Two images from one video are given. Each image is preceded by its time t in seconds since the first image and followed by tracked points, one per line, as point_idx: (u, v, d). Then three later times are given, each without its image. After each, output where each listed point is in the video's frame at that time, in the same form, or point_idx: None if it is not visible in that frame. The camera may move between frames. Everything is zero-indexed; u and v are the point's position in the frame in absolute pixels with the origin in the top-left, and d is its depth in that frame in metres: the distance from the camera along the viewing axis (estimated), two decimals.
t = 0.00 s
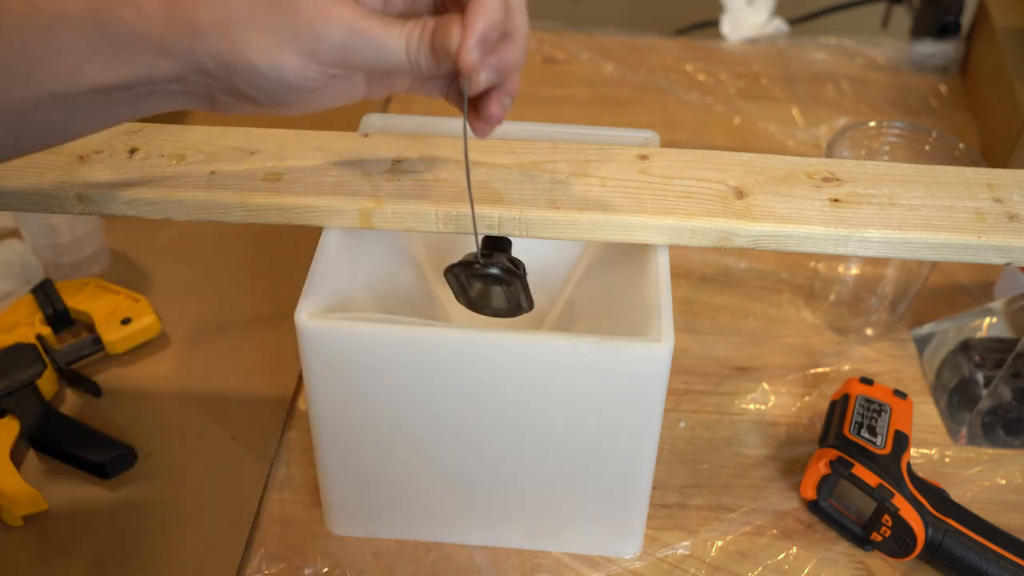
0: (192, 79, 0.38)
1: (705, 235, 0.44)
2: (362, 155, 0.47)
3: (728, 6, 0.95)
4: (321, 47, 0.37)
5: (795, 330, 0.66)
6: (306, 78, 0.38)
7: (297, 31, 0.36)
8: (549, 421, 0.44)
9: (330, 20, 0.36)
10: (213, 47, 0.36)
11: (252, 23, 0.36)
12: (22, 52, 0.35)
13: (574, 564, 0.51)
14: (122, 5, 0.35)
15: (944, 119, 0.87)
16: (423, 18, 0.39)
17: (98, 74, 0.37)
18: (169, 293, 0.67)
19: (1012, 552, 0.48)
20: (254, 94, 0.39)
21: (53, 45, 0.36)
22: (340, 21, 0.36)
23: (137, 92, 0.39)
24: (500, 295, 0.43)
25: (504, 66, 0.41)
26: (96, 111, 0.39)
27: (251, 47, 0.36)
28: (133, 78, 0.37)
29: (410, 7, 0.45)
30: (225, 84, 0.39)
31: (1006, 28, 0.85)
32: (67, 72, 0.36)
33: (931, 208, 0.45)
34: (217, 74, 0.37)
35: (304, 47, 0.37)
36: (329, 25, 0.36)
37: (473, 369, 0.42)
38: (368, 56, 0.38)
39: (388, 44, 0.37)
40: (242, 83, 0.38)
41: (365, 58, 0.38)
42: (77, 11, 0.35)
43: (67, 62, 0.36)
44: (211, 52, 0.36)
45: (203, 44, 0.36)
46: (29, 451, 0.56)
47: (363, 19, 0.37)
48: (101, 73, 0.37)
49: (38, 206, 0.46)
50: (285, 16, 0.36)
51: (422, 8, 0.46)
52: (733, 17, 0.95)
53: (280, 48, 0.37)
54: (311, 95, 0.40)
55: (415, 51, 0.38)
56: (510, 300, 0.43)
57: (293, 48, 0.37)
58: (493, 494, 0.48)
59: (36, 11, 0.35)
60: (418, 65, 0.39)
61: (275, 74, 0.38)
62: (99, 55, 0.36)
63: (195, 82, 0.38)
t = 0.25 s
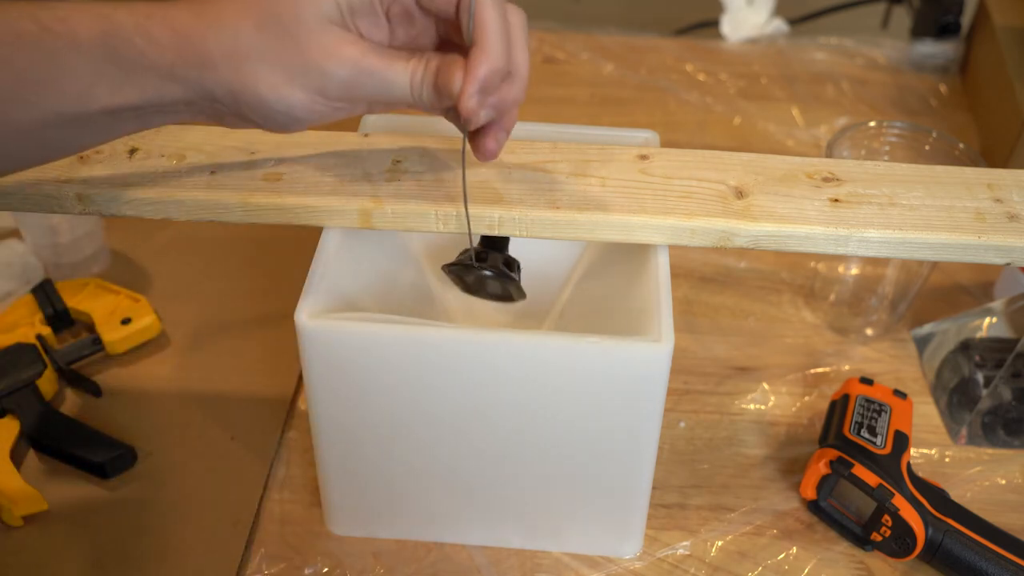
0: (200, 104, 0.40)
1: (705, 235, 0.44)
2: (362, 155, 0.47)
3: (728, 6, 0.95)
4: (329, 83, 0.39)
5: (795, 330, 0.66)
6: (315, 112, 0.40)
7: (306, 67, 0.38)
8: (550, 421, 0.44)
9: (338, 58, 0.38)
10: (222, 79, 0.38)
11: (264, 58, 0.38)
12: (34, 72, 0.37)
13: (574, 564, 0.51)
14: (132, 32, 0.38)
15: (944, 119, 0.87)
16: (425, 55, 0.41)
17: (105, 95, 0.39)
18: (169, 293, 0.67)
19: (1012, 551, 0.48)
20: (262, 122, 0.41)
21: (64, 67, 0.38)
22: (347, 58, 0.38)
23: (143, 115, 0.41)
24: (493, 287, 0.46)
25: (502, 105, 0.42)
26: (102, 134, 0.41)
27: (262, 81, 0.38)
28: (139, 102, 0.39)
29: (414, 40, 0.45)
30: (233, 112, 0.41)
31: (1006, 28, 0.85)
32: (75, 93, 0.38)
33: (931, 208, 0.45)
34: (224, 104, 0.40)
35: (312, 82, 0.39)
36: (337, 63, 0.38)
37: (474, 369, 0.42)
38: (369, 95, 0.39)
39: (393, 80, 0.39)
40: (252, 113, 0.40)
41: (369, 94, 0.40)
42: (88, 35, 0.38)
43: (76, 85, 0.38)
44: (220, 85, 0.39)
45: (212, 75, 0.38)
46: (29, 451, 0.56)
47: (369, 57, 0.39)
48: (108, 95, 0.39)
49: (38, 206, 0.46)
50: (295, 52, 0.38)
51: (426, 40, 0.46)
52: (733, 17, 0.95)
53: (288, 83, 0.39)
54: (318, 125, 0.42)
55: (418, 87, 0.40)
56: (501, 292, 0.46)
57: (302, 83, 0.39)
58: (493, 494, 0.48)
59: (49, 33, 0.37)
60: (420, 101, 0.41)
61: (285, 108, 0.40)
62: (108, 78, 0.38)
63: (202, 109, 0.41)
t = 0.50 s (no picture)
0: (205, 113, 0.41)
1: (705, 235, 0.44)
2: (362, 155, 0.47)
3: (728, 6, 0.95)
4: (331, 95, 0.39)
5: (795, 330, 0.66)
6: (318, 122, 0.41)
7: (309, 80, 0.39)
8: (550, 421, 0.44)
9: (340, 70, 0.39)
10: (228, 90, 0.39)
11: (268, 70, 0.39)
12: (45, 83, 0.38)
13: (574, 564, 0.51)
14: (139, 43, 0.38)
15: (944, 119, 0.87)
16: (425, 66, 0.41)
17: (112, 103, 0.39)
18: (169, 293, 0.67)
19: (1012, 552, 0.48)
20: (265, 132, 0.42)
21: (74, 77, 0.38)
22: (349, 70, 0.39)
23: (149, 123, 0.41)
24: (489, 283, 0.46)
25: (500, 113, 0.42)
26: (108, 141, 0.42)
27: (266, 93, 0.39)
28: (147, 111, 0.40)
29: (413, 52, 0.44)
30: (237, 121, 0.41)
31: (1007, 28, 0.85)
32: (85, 103, 0.39)
33: (931, 208, 0.45)
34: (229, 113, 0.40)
35: (315, 95, 0.39)
36: (339, 75, 0.39)
37: (474, 370, 0.42)
38: (371, 107, 0.40)
39: (392, 92, 0.39)
40: (257, 123, 0.41)
41: (371, 105, 0.40)
42: (98, 47, 0.38)
43: (86, 95, 0.39)
44: (226, 98, 0.39)
45: (219, 87, 0.39)
46: (29, 451, 0.56)
47: (371, 69, 0.39)
48: (114, 104, 0.39)
49: (38, 206, 0.46)
50: (298, 64, 0.39)
51: (424, 53, 0.45)
52: (733, 17, 0.95)
53: (292, 95, 0.39)
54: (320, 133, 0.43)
55: (418, 98, 0.40)
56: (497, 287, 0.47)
57: (305, 95, 0.39)
58: (493, 494, 0.48)
59: (59, 44, 0.38)
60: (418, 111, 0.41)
61: (289, 118, 0.40)
62: (116, 87, 0.39)
63: (209, 118, 0.41)
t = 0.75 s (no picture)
0: (214, 114, 0.41)
1: (705, 234, 0.44)
2: (362, 155, 0.47)
3: (728, 6, 0.95)
4: (340, 92, 0.40)
5: (795, 330, 0.66)
6: (327, 120, 0.41)
7: (318, 79, 0.39)
8: (550, 421, 0.44)
9: (347, 69, 0.39)
10: (237, 89, 0.39)
11: (276, 69, 0.39)
12: (52, 81, 0.38)
13: (574, 564, 0.51)
14: (149, 43, 0.38)
15: (944, 119, 0.87)
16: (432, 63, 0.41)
17: (121, 103, 0.39)
18: (168, 293, 0.67)
19: (1012, 551, 0.48)
20: (275, 131, 0.42)
21: (83, 76, 0.38)
22: (357, 69, 0.39)
23: (156, 121, 0.41)
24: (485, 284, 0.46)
25: (506, 110, 0.43)
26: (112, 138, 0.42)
27: (274, 92, 0.39)
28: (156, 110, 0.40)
29: (419, 48, 0.45)
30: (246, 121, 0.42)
31: (1007, 28, 0.85)
32: (94, 102, 0.39)
33: (931, 208, 0.45)
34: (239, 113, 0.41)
35: (324, 93, 0.40)
36: (347, 73, 0.39)
37: (474, 370, 0.42)
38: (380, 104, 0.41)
39: (400, 89, 0.40)
40: (266, 122, 0.41)
41: (379, 102, 0.40)
42: (108, 47, 0.38)
43: (94, 94, 0.39)
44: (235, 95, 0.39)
45: (229, 87, 0.39)
46: (29, 451, 0.56)
47: (378, 67, 0.39)
48: (124, 103, 0.39)
49: (38, 206, 0.46)
50: (305, 62, 0.39)
51: (429, 49, 0.45)
52: (733, 17, 0.95)
53: (300, 93, 0.40)
54: (327, 131, 0.43)
55: (426, 95, 0.40)
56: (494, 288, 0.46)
57: (314, 93, 0.40)
58: (493, 494, 0.48)
59: (69, 43, 0.38)
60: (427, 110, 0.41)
61: (298, 117, 0.41)
62: (125, 87, 0.39)
63: (218, 117, 0.42)
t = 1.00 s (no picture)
0: (223, 108, 0.41)
1: (705, 235, 0.44)
2: (362, 155, 0.47)
3: (728, 7, 0.95)
4: (348, 85, 0.40)
5: (795, 330, 0.66)
6: (335, 113, 0.42)
7: (327, 72, 0.39)
8: (550, 421, 0.44)
9: (355, 61, 0.39)
10: (244, 83, 0.39)
11: (283, 62, 0.39)
12: (56, 77, 0.38)
13: (574, 564, 0.51)
14: (154, 39, 0.39)
15: (944, 119, 0.87)
16: (438, 58, 0.41)
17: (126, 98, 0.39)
18: (168, 293, 0.67)
19: (1012, 552, 0.48)
20: (282, 125, 0.43)
21: (88, 72, 0.38)
22: (364, 61, 0.39)
23: (164, 116, 0.41)
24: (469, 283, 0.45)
25: (512, 104, 0.42)
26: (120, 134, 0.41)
27: (282, 85, 0.40)
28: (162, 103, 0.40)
29: (427, 42, 0.46)
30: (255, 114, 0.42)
31: (1007, 28, 0.85)
32: (99, 97, 0.39)
33: (931, 208, 0.45)
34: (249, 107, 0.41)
35: (332, 86, 0.40)
36: (355, 66, 0.39)
37: (474, 370, 0.42)
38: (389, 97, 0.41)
39: (408, 83, 0.40)
40: (273, 116, 0.41)
41: (387, 95, 0.40)
42: (112, 42, 0.38)
43: (98, 89, 0.38)
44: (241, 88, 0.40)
45: (235, 79, 0.39)
46: (29, 451, 0.56)
47: (386, 60, 0.39)
48: (129, 99, 0.39)
49: (38, 206, 0.46)
50: (314, 56, 0.39)
51: (437, 43, 0.46)
52: (733, 17, 0.95)
53: (308, 86, 0.40)
54: (333, 125, 0.44)
55: (433, 90, 0.40)
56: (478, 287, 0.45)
57: (322, 86, 0.40)
58: (493, 494, 0.48)
59: (73, 38, 0.38)
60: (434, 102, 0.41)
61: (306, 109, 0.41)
62: (130, 82, 0.39)
63: (224, 111, 0.42)
